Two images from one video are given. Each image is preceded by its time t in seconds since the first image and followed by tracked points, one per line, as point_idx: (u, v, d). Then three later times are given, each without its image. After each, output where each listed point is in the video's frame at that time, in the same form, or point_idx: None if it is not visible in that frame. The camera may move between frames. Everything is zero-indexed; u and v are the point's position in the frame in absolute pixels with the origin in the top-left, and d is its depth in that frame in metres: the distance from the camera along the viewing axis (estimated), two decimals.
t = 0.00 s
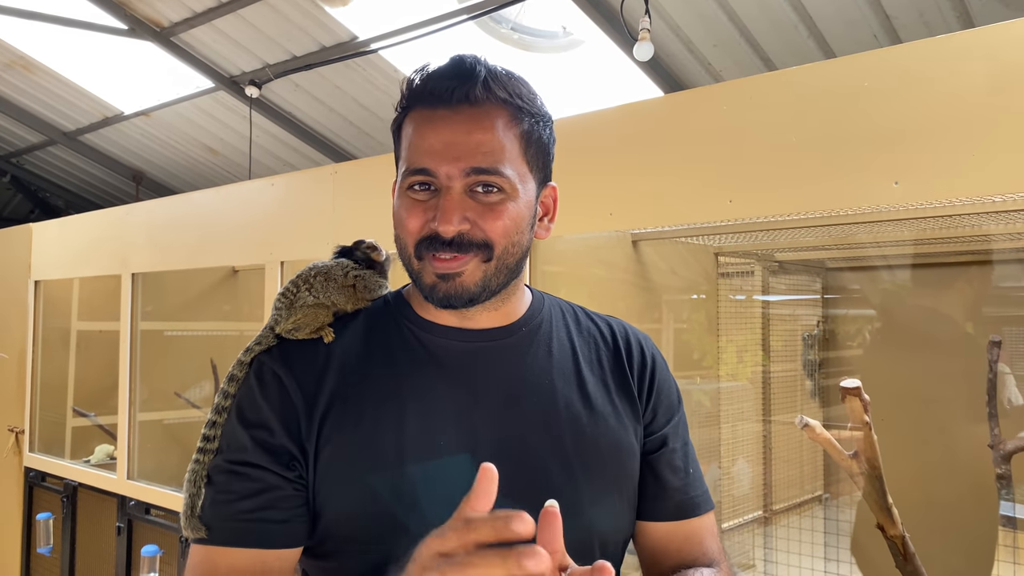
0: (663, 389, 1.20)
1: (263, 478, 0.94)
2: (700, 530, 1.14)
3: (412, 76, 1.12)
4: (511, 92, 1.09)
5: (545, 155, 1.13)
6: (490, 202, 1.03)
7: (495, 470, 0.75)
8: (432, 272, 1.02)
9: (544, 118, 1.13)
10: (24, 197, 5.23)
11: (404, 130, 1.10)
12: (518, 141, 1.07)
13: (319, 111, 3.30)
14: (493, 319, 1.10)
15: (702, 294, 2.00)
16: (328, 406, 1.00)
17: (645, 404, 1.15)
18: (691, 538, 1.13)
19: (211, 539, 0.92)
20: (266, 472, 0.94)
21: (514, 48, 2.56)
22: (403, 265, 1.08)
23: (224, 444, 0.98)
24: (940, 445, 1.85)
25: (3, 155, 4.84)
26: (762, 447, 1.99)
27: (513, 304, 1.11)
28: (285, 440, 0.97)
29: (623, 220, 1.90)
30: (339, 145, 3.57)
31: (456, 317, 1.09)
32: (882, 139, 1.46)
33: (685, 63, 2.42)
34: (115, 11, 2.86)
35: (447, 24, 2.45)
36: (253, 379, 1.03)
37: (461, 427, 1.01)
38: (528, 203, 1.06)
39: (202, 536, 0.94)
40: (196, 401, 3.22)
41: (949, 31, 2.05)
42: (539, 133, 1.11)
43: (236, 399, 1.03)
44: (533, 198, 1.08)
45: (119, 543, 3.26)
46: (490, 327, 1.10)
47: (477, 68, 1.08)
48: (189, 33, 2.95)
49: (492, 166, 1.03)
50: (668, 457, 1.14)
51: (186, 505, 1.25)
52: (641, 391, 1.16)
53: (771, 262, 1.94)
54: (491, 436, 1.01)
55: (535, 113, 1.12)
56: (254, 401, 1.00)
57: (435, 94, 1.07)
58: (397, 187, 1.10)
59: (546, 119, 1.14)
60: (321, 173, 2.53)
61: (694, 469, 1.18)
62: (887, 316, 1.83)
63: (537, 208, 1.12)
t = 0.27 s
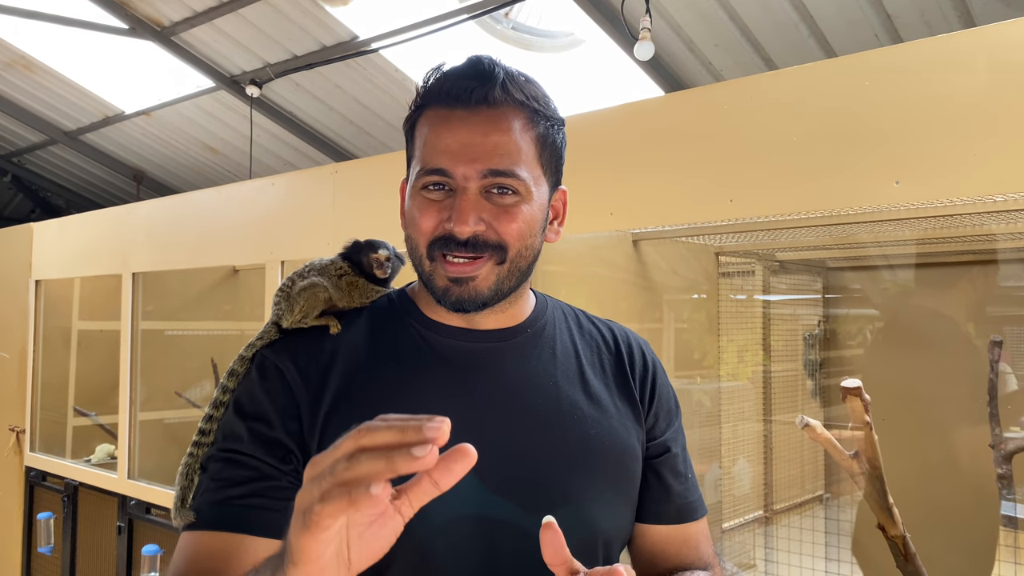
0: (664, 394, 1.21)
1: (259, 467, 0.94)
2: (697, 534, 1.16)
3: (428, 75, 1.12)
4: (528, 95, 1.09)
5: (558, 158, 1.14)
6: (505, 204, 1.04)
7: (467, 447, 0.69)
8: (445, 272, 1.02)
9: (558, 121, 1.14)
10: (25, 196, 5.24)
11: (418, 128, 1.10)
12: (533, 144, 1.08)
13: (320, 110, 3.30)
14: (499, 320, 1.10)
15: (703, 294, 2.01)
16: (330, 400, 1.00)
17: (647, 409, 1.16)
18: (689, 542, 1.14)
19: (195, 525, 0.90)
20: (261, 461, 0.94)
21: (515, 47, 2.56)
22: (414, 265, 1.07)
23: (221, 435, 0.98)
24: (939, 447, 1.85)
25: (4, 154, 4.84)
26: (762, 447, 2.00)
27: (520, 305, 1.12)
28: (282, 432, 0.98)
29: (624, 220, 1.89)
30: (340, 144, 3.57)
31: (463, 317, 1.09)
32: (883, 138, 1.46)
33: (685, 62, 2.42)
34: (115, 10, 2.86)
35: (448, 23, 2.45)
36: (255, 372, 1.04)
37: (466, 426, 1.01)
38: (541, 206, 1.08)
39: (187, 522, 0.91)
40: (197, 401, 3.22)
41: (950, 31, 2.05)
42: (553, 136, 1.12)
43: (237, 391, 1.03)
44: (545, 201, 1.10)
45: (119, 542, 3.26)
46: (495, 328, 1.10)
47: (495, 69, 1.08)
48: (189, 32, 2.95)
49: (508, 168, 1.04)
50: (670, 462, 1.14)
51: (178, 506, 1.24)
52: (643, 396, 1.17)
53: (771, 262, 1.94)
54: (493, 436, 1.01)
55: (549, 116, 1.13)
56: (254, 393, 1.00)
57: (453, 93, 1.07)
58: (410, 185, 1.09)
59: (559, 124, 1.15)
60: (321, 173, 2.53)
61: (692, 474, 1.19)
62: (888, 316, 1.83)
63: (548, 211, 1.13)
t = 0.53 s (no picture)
0: (662, 403, 1.21)
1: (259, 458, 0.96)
2: (693, 542, 1.16)
3: (443, 78, 1.12)
4: (543, 100, 1.10)
5: (571, 163, 1.15)
6: (521, 208, 1.05)
7: (455, 397, 0.78)
8: (460, 274, 1.02)
9: (571, 128, 1.15)
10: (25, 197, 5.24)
11: (434, 131, 1.10)
12: (549, 148, 1.09)
13: (320, 111, 3.30)
14: (507, 323, 1.10)
15: (703, 294, 2.00)
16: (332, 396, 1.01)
17: (647, 415, 1.17)
18: (684, 549, 1.14)
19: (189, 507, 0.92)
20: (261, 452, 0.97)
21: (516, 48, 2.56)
22: (427, 267, 1.07)
23: (221, 423, 1.00)
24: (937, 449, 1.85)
25: (5, 155, 4.84)
26: (763, 448, 2.00)
27: (528, 307, 1.12)
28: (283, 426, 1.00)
29: (624, 221, 1.90)
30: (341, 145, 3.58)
31: (471, 319, 1.09)
32: (883, 139, 1.46)
33: (685, 63, 2.42)
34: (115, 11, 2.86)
35: (448, 24, 2.45)
36: (258, 364, 1.06)
37: (469, 426, 1.01)
38: (556, 210, 1.08)
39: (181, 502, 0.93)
40: (197, 401, 3.22)
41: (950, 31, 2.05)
42: (567, 142, 1.13)
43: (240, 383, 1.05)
44: (559, 206, 1.11)
45: (120, 543, 3.26)
46: (501, 331, 1.10)
47: (513, 73, 1.09)
48: (190, 33, 2.95)
49: (526, 172, 1.04)
50: (670, 469, 1.14)
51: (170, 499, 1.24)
52: (643, 403, 1.17)
53: (772, 262, 1.95)
54: (496, 437, 1.01)
55: (563, 121, 1.14)
56: (258, 386, 1.02)
57: (471, 96, 1.07)
58: (424, 187, 1.09)
59: (572, 129, 1.16)
60: (322, 174, 2.53)
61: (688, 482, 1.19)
62: (890, 317, 1.83)
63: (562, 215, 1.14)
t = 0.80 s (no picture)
0: (663, 408, 1.21)
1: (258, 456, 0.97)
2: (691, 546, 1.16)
3: (454, 82, 1.12)
4: (554, 106, 1.11)
5: (578, 168, 1.15)
6: (532, 211, 1.05)
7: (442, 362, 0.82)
8: (469, 277, 1.02)
9: (579, 134, 1.16)
10: (26, 198, 5.24)
11: (444, 132, 1.09)
12: (559, 154, 1.09)
13: (320, 112, 3.30)
14: (511, 327, 1.11)
15: (704, 295, 1.99)
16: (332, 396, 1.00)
17: (648, 420, 1.17)
18: (683, 553, 1.14)
19: (190, 500, 0.93)
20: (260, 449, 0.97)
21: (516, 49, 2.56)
22: (433, 269, 1.06)
23: (222, 420, 1.00)
24: (938, 450, 1.84)
25: (6, 156, 4.85)
26: (763, 450, 1.99)
27: (531, 311, 1.13)
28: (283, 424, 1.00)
29: (624, 223, 1.90)
30: (341, 146, 3.58)
31: (475, 322, 1.09)
32: (883, 142, 1.46)
33: (686, 64, 2.42)
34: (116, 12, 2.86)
35: (449, 26, 2.45)
36: (262, 361, 1.05)
37: (473, 428, 1.01)
38: (563, 214, 1.09)
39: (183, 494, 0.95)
40: (198, 402, 3.22)
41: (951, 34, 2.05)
42: (575, 148, 1.14)
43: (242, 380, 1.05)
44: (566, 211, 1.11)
45: (120, 544, 3.26)
46: (504, 335, 1.10)
47: (525, 79, 1.09)
48: (191, 34, 2.96)
49: (537, 176, 1.05)
50: (670, 474, 1.15)
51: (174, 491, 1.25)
52: (644, 408, 1.17)
53: (772, 264, 1.94)
54: (498, 440, 1.02)
55: (571, 128, 1.15)
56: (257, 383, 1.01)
57: (484, 99, 1.07)
58: (432, 189, 1.08)
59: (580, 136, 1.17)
60: (322, 175, 2.53)
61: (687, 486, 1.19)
62: (891, 319, 1.84)
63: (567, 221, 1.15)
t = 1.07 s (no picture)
0: (663, 403, 1.21)
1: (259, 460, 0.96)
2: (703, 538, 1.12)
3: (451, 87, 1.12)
4: (551, 112, 1.11)
5: (571, 174, 1.16)
6: (530, 215, 1.05)
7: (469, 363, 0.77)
8: (467, 279, 1.02)
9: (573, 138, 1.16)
10: (28, 200, 5.24)
11: (442, 137, 1.09)
12: (556, 159, 1.10)
13: (322, 115, 3.30)
14: (507, 328, 1.10)
15: (704, 298, 1.99)
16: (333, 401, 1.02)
17: (647, 417, 1.16)
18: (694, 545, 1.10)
19: (192, 508, 0.92)
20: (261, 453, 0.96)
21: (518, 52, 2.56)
22: (430, 272, 1.06)
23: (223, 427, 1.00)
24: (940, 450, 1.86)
25: (8, 158, 4.86)
26: (764, 453, 1.99)
27: (527, 312, 1.12)
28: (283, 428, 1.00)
29: (625, 226, 1.90)
30: (342, 149, 3.58)
31: (471, 325, 1.09)
32: (884, 146, 1.46)
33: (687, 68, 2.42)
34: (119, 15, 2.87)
35: (451, 29, 2.45)
36: (261, 370, 1.07)
37: (471, 430, 1.02)
38: (558, 217, 1.09)
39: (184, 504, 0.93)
40: (199, 404, 3.22)
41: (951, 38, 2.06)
42: (569, 152, 1.14)
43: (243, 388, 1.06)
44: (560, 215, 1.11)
45: (122, 546, 3.26)
46: (501, 336, 1.10)
47: (524, 83, 1.09)
48: (192, 37, 2.96)
49: (535, 180, 1.05)
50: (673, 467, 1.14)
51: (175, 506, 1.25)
52: (644, 404, 1.17)
53: (773, 266, 1.92)
54: (494, 439, 1.02)
55: (567, 134, 1.15)
56: (259, 391, 1.02)
57: (484, 104, 1.07)
58: (430, 193, 1.07)
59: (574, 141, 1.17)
60: (324, 178, 2.53)
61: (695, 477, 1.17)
62: (890, 321, 1.84)
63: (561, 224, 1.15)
